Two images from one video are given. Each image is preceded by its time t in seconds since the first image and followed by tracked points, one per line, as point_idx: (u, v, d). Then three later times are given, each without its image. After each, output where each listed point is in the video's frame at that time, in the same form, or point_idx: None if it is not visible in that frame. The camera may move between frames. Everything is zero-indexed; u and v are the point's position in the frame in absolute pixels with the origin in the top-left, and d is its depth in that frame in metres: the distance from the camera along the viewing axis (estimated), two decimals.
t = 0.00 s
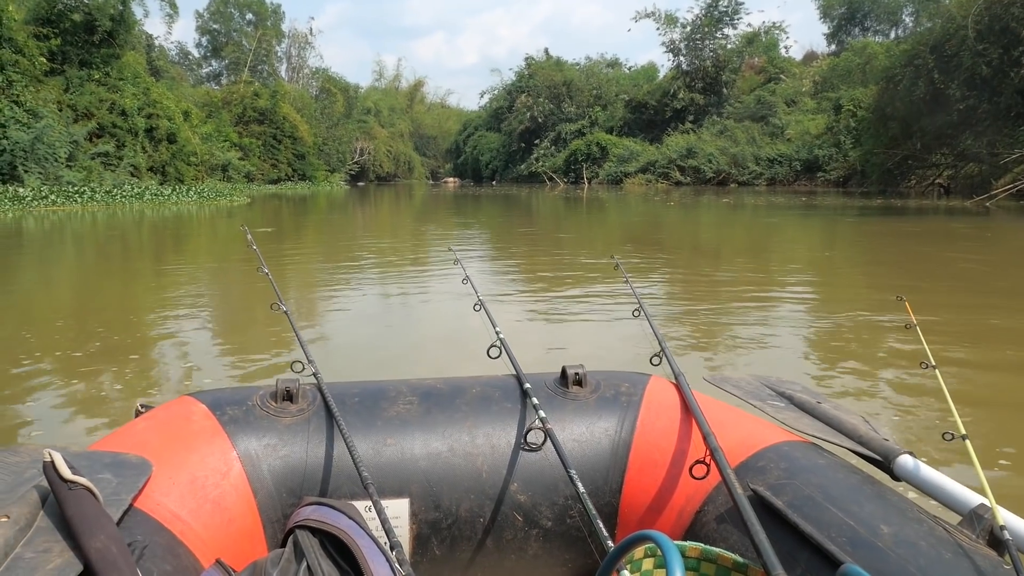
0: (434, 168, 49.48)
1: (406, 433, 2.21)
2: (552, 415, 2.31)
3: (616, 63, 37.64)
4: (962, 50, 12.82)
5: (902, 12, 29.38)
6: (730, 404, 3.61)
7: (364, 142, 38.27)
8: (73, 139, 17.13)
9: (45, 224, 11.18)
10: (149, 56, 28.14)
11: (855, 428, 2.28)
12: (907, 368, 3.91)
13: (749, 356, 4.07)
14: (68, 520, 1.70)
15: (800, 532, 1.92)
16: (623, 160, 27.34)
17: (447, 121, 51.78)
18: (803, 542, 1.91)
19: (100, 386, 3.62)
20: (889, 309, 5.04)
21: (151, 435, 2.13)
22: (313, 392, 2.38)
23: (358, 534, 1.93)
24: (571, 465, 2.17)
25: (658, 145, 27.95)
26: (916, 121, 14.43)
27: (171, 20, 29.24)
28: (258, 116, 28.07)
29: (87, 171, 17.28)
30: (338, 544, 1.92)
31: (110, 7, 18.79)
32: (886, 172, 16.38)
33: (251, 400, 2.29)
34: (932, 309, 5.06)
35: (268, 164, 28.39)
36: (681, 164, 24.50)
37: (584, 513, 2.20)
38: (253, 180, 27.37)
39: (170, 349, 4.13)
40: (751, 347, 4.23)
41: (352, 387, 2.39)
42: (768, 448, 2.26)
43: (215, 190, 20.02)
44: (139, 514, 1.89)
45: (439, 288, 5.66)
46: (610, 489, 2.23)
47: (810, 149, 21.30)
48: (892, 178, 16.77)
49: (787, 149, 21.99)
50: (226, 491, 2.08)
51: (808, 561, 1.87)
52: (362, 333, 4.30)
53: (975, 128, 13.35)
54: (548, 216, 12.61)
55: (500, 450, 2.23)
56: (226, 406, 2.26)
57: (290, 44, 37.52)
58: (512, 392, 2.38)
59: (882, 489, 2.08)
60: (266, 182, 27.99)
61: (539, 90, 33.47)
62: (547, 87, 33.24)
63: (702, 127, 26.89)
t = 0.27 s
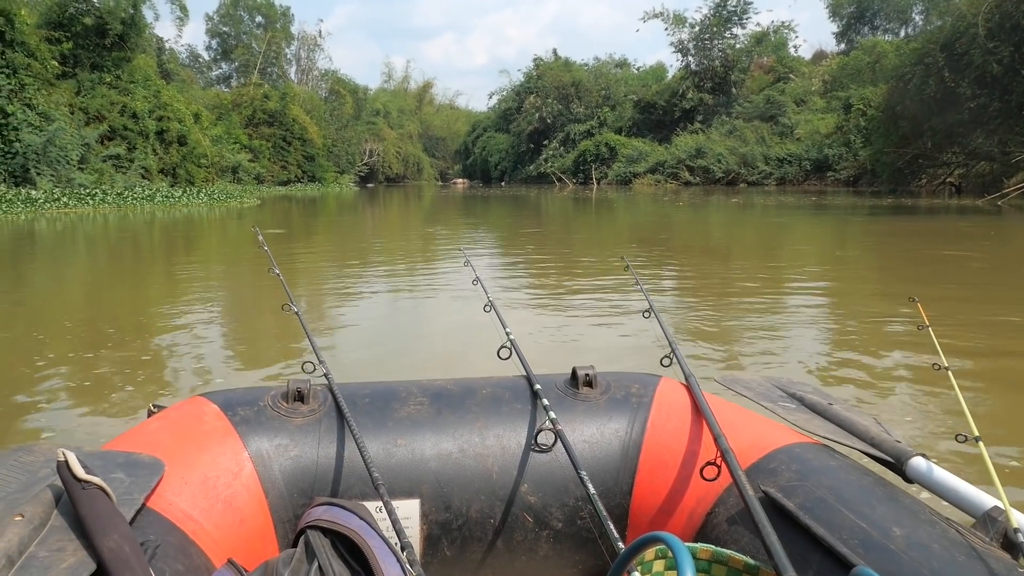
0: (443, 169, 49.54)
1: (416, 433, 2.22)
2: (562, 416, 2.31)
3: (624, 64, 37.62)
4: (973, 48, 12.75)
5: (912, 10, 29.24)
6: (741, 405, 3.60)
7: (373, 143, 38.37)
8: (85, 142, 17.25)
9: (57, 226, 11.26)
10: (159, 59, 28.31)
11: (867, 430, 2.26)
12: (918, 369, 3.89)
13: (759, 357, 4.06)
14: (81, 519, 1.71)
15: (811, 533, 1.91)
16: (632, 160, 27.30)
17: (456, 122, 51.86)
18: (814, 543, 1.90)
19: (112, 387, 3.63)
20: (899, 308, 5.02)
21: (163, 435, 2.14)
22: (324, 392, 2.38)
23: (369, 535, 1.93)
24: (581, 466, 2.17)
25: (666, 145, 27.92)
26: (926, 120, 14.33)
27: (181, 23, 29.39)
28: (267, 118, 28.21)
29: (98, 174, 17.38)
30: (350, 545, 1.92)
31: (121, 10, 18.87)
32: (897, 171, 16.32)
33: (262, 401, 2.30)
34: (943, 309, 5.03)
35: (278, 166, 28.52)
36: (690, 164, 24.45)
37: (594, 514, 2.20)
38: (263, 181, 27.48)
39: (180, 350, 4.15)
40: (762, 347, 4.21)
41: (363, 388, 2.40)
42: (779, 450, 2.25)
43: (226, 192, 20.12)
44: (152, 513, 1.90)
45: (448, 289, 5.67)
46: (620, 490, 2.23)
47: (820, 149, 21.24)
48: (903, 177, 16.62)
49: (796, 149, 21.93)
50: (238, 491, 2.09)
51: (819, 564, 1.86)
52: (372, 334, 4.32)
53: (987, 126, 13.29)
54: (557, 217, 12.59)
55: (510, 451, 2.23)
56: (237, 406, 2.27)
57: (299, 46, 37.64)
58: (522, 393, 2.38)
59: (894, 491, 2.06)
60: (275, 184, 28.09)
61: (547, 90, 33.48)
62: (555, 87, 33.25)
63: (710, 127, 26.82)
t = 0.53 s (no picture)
0: (453, 171, 49.64)
1: (427, 436, 2.22)
2: (573, 419, 2.30)
3: (635, 66, 37.58)
4: (985, 50, 12.70)
5: (924, 12, 29.12)
6: (752, 407, 3.59)
7: (383, 145, 38.48)
8: (97, 142, 17.35)
9: (70, 227, 11.33)
10: (171, 61, 28.45)
11: (879, 433, 2.25)
12: (931, 372, 3.86)
13: (770, 359, 4.04)
14: (94, 520, 1.72)
15: (823, 536, 1.90)
16: (642, 162, 27.29)
17: (466, 124, 51.90)
18: (826, 547, 1.89)
19: (123, 388, 3.64)
20: (911, 312, 4.99)
21: (175, 436, 2.15)
22: (335, 394, 2.38)
23: (380, 537, 1.93)
24: (593, 468, 2.17)
25: (677, 147, 27.89)
26: (938, 123, 14.29)
27: (192, 25, 29.52)
28: (278, 120, 28.30)
29: (110, 175, 17.47)
30: (360, 546, 1.92)
31: (133, 12, 19.11)
32: (908, 174, 16.26)
33: (274, 403, 2.31)
34: (956, 312, 5.00)
35: (289, 168, 28.62)
36: (701, 167, 24.45)
37: (605, 517, 2.20)
38: (274, 183, 27.57)
39: (191, 351, 4.16)
40: (772, 350, 4.20)
41: (375, 390, 2.40)
42: (791, 453, 2.24)
43: (237, 194, 20.19)
44: (164, 515, 1.90)
45: (458, 290, 5.67)
46: (631, 492, 2.22)
47: (831, 152, 21.19)
48: (914, 180, 16.55)
49: (808, 151, 21.88)
50: (249, 493, 2.09)
51: (830, 566, 1.86)
52: (381, 335, 4.32)
53: (999, 129, 13.25)
54: (567, 219, 12.58)
55: (521, 453, 2.23)
56: (249, 408, 2.27)
57: (310, 48, 37.73)
58: (533, 395, 2.37)
59: (906, 494, 2.05)
60: (286, 185, 28.16)
61: (558, 93, 33.53)
62: (565, 90, 33.31)
63: (721, 129, 26.77)
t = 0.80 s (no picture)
0: (454, 172, 49.71)
1: (426, 436, 2.22)
2: (572, 420, 2.30)
3: (636, 68, 37.62)
4: (986, 53, 12.69)
5: (925, 15, 29.15)
6: (751, 409, 3.59)
7: (384, 146, 38.52)
8: (98, 143, 17.39)
9: (69, 227, 11.33)
10: (172, 61, 28.48)
11: (878, 435, 2.24)
12: (930, 374, 3.86)
13: (769, 361, 4.04)
14: (93, 520, 1.72)
15: (821, 538, 1.90)
16: (643, 164, 27.30)
17: (467, 125, 51.95)
18: (824, 549, 1.89)
19: (122, 389, 3.63)
20: (911, 314, 4.99)
21: (174, 436, 2.15)
22: (334, 394, 2.38)
23: (379, 537, 1.93)
24: (592, 470, 2.17)
25: (677, 149, 27.90)
26: (939, 125, 14.29)
27: (193, 26, 29.54)
28: (279, 121, 28.32)
29: (110, 176, 17.54)
30: (359, 547, 1.93)
31: (135, 13, 18.96)
32: (908, 177, 16.28)
33: (273, 403, 2.30)
34: (955, 315, 5.00)
35: (290, 169, 28.63)
36: (701, 168, 24.44)
37: (604, 518, 2.19)
38: (274, 184, 27.58)
39: (191, 352, 4.16)
40: (772, 352, 4.20)
41: (374, 390, 2.40)
42: (790, 454, 2.24)
43: (237, 194, 20.21)
44: (162, 514, 1.90)
45: (458, 291, 5.68)
46: (630, 494, 2.22)
47: (831, 154, 21.21)
48: (915, 183, 16.56)
49: (808, 154, 21.94)
50: (248, 493, 2.09)
51: (828, 569, 1.86)
52: (381, 336, 4.32)
53: (1000, 132, 13.25)
54: (566, 221, 12.59)
55: (520, 454, 2.22)
56: (248, 408, 2.28)
57: (311, 49, 37.73)
58: (532, 396, 2.37)
59: (905, 496, 2.05)
60: (286, 186, 28.16)
61: (558, 94, 33.57)
62: (566, 91, 33.35)
63: (721, 131, 26.78)
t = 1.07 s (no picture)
0: (459, 174, 49.82)
1: (431, 437, 2.22)
2: (578, 421, 2.30)
3: (640, 69, 37.63)
4: (991, 51, 12.62)
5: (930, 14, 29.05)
6: (757, 411, 3.58)
7: (389, 149, 38.64)
8: (104, 148, 17.51)
9: (75, 232, 11.37)
10: (177, 67, 28.64)
11: (885, 437, 2.23)
12: (937, 375, 3.84)
13: (776, 362, 4.03)
14: (100, 521, 1.73)
15: (827, 540, 1.90)
16: (648, 165, 27.27)
17: (472, 128, 52.07)
18: (830, 550, 1.88)
19: (128, 393, 3.64)
20: (918, 313, 4.97)
21: (182, 438, 2.16)
22: (341, 396, 2.39)
23: (385, 538, 1.93)
24: (598, 471, 2.16)
25: (682, 150, 27.87)
26: (945, 124, 14.24)
27: (198, 31, 29.71)
28: (284, 125, 28.46)
29: (116, 181, 17.75)
30: (366, 548, 1.93)
31: (140, 18, 19.15)
32: (915, 176, 16.24)
33: (280, 404, 2.31)
34: (963, 315, 4.97)
35: (295, 172, 28.60)
36: (707, 169, 24.37)
37: (610, 520, 2.19)
38: (280, 187, 27.65)
39: (198, 355, 4.18)
40: (778, 353, 4.18)
41: (380, 391, 2.40)
42: (797, 456, 2.23)
43: (243, 198, 20.32)
44: (170, 516, 1.91)
45: (465, 294, 5.68)
46: (636, 495, 2.22)
47: (837, 153, 21.16)
48: (921, 182, 16.49)
49: (814, 154, 21.88)
50: (255, 494, 2.10)
51: (834, 571, 1.85)
52: (387, 339, 4.33)
53: (1006, 130, 13.17)
54: (571, 222, 12.58)
55: (526, 455, 2.22)
56: (254, 409, 2.28)
57: (316, 53, 37.84)
58: (538, 397, 2.37)
59: (912, 498, 2.03)
60: (292, 189, 28.22)
61: (563, 96, 33.64)
62: (571, 93, 33.43)
63: (726, 132, 26.72)
